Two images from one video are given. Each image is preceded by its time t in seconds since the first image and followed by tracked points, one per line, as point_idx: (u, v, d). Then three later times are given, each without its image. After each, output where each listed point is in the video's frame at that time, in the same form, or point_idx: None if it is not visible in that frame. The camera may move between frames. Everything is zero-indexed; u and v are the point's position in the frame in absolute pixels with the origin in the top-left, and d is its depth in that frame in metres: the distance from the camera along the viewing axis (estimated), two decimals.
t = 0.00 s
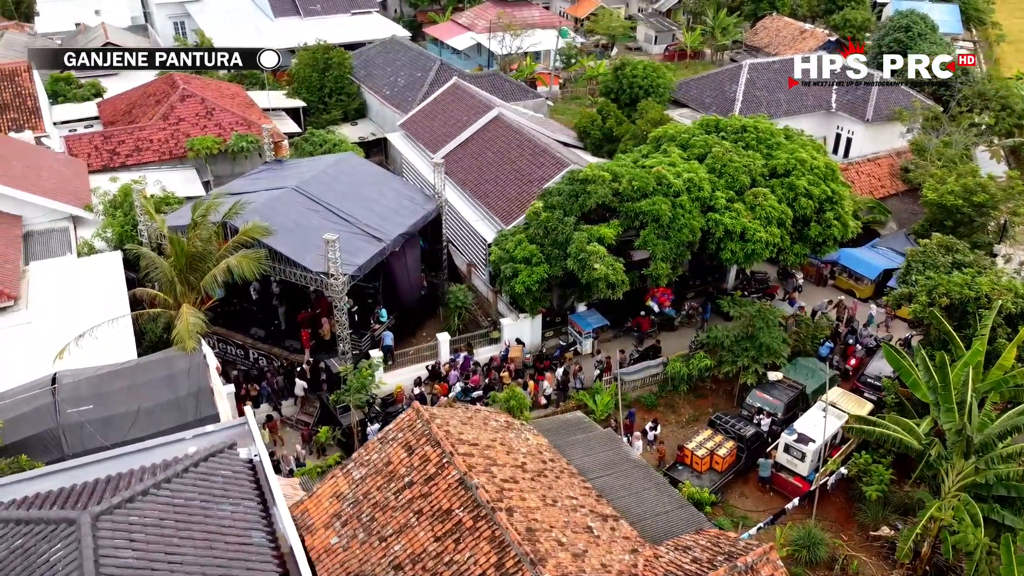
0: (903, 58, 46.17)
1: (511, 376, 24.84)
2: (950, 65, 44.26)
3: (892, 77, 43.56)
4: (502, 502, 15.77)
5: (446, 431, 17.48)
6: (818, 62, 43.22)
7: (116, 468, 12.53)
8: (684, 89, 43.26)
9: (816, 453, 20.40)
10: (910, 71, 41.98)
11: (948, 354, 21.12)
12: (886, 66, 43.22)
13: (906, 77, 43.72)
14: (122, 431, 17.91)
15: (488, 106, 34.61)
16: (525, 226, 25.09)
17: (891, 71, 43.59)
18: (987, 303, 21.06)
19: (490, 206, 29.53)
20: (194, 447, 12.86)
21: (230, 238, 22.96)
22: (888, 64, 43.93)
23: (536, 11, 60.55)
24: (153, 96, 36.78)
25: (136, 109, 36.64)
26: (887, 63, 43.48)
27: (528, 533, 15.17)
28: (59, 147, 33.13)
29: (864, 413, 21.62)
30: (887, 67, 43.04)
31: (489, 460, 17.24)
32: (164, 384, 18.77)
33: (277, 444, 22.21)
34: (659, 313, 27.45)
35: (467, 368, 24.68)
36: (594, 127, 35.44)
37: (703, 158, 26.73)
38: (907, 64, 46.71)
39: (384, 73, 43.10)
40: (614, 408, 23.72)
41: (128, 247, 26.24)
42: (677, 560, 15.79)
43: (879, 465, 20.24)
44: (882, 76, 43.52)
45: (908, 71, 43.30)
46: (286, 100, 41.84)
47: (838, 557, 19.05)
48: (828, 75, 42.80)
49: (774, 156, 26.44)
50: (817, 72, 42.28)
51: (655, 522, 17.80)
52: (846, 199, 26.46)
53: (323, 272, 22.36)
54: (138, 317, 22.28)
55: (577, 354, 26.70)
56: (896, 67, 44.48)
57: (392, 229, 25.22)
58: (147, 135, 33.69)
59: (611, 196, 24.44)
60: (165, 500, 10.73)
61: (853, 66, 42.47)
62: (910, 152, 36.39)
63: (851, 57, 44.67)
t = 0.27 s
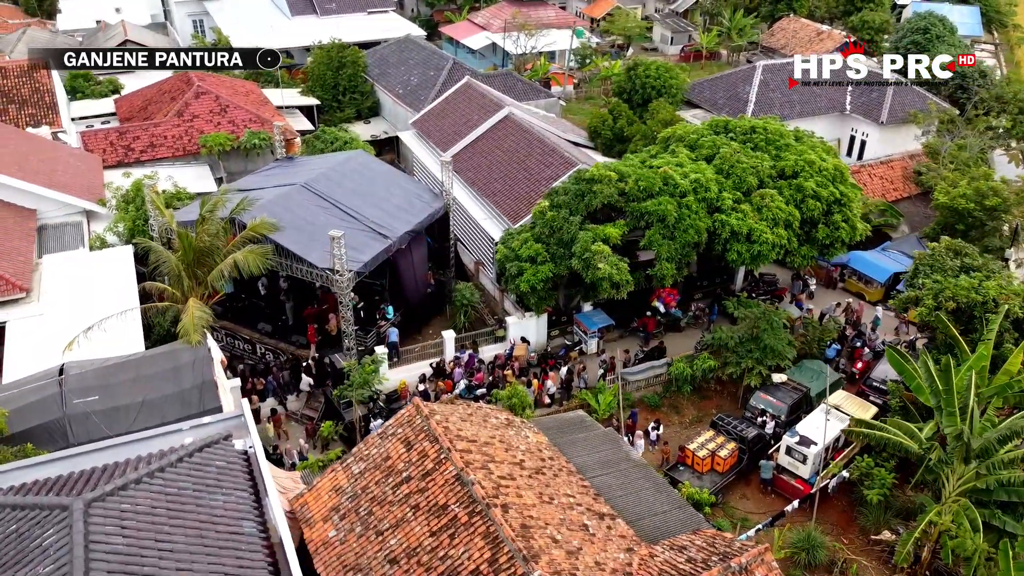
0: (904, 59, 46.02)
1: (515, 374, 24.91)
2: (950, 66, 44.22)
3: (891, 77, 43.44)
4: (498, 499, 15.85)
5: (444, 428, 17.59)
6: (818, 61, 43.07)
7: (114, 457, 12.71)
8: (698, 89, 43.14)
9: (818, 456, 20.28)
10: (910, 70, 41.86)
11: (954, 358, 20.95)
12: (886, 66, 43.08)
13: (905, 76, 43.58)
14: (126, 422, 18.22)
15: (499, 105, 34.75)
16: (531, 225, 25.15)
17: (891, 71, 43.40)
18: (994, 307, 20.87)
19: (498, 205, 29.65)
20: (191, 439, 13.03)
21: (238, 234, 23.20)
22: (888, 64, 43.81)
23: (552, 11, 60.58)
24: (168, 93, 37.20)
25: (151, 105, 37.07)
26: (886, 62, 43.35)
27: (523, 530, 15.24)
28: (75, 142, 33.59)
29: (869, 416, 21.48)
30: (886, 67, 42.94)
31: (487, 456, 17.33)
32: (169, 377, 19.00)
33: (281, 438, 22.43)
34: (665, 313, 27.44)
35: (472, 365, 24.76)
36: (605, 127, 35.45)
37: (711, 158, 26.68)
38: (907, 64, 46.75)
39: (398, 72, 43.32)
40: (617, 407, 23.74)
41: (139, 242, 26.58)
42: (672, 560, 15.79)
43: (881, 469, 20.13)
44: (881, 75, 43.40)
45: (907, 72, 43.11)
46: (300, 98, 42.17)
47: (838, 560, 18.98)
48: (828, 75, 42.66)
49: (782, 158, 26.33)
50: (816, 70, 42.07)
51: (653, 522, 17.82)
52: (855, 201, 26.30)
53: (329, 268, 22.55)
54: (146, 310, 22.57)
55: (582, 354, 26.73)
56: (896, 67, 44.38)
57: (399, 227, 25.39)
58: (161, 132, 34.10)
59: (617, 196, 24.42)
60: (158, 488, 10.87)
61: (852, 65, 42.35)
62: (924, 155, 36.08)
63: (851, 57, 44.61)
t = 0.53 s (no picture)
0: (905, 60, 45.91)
1: (519, 372, 24.98)
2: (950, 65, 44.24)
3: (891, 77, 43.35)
4: (493, 495, 15.93)
5: (443, 424, 17.70)
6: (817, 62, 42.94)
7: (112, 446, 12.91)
8: (711, 90, 42.99)
9: (820, 458, 20.17)
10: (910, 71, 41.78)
11: (959, 362, 20.77)
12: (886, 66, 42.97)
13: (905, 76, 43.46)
14: (131, 413, 18.49)
15: (510, 104, 34.86)
16: (537, 223, 25.22)
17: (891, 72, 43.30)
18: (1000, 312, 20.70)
19: (506, 204, 29.75)
20: (188, 429, 13.20)
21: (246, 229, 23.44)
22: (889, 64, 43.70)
23: (568, 11, 60.57)
24: (183, 90, 37.60)
25: (167, 102, 37.49)
26: (886, 61, 43.30)
27: (517, 526, 15.32)
28: (92, 138, 34.07)
29: (873, 420, 21.35)
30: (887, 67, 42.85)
31: (485, 453, 17.41)
32: (174, 369, 19.27)
33: (286, 432, 22.66)
34: (671, 314, 27.44)
35: (476, 363, 24.85)
36: (616, 127, 35.43)
37: (718, 159, 26.63)
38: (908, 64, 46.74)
39: (411, 71, 43.51)
40: (620, 407, 23.75)
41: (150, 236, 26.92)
42: (667, 559, 15.79)
43: (883, 472, 19.99)
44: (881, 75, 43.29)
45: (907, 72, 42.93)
46: (314, 96, 42.46)
47: (837, 563, 18.90)
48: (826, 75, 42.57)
49: (791, 159, 26.21)
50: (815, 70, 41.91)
51: (650, 522, 17.84)
52: (864, 203, 26.12)
53: (335, 264, 22.74)
54: (154, 304, 22.87)
55: (587, 354, 26.75)
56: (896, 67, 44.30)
57: (406, 224, 25.55)
58: (176, 128, 34.49)
59: (623, 196, 24.41)
60: (152, 477, 11.05)
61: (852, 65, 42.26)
62: (938, 158, 35.74)
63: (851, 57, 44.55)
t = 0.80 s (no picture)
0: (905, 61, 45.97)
1: (524, 371, 25.05)
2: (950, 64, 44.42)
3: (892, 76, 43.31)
4: (490, 491, 16.03)
5: (442, 420, 17.82)
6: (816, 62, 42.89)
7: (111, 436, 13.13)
8: (725, 91, 42.82)
9: (822, 461, 20.13)
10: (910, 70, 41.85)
11: (964, 367, 20.61)
12: (886, 66, 43.00)
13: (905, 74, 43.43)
14: (136, 404, 18.76)
15: (520, 104, 34.96)
16: (543, 223, 25.29)
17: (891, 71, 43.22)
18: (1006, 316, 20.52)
19: (515, 203, 29.84)
20: (186, 421, 13.40)
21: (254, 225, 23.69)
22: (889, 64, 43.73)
23: (583, 11, 60.53)
24: (198, 87, 38.01)
25: (182, 99, 37.92)
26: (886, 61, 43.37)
27: (512, 523, 15.40)
28: (108, 134, 34.53)
29: (876, 424, 21.24)
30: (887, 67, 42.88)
31: (484, 450, 17.52)
32: (180, 362, 19.53)
33: (291, 426, 22.90)
34: (677, 315, 27.43)
35: (481, 361, 24.95)
36: (626, 127, 35.43)
37: (727, 160, 26.58)
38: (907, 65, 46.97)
39: (425, 70, 43.72)
40: (623, 407, 23.77)
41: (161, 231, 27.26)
42: (662, 558, 15.79)
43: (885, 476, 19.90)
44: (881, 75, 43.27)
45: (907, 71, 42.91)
46: (328, 94, 42.76)
47: (837, 566, 18.82)
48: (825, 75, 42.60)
49: (799, 161, 26.11)
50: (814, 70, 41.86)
51: (648, 521, 17.86)
52: (873, 206, 25.97)
53: (341, 261, 22.93)
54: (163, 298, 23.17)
55: (593, 353, 26.78)
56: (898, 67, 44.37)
57: (413, 222, 25.71)
58: (190, 125, 34.88)
59: (629, 195, 24.41)
60: (146, 466, 11.23)
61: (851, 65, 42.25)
62: (953, 161, 35.40)
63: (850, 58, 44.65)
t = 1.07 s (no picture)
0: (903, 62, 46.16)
1: (528, 370, 25.12)
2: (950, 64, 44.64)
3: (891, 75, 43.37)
4: (487, 488, 16.12)
5: (442, 416, 17.94)
6: (816, 63, 42.75)
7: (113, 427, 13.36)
8: (738, 93, 42.65)
9: (825, 464, 20.04)
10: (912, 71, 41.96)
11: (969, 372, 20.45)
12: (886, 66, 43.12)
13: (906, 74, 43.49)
14: (142, 396, 19.05)
15: (532, 103, 35.06)
16: (550, 222, 25.37)
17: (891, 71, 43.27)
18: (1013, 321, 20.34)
19: (523, 202, 29.93)
20: (186, 413, 13.60)
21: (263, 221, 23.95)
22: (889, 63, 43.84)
23: (600, 11, 60.48)
24: (214, 85, 38.42)
25: (198, 96, 38.34)
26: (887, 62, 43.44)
27: (508, 519, 15.49)
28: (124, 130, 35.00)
29: (881, 428, 21.11)
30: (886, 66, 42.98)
31: (483, 447, 17.62)
32: (186, 355, 19.81)
33: (297, 420, 23.13)
34: (684, 316, 27.41)
35: (486, 359, 25.04)
36: (638, 128, 35.40)
37: (735, 161, 26.53)
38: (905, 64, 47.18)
39: (439, 69, 43.92)
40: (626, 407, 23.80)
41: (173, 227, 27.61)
42: (658, 557, 15.81)
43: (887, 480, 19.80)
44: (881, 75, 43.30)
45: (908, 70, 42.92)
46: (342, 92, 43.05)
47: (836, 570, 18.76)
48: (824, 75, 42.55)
49: (808, 163, 25.99)
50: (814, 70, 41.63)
51: (646, 520, 17.90)
52: (883, 208, 25.81)
53: (347, 257, 23.13)
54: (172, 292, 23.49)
55: (599, 353, 26.80)
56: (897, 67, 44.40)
57: (420, 220, 25.88)
58: (205, 122, 35.26)
59: (635, 196, 24.41)
60: (142, 456, 11.42)
61: (852, 65, 42.25)
62: (968, 164, 35.05)
63: (850, 58, 44.58)
